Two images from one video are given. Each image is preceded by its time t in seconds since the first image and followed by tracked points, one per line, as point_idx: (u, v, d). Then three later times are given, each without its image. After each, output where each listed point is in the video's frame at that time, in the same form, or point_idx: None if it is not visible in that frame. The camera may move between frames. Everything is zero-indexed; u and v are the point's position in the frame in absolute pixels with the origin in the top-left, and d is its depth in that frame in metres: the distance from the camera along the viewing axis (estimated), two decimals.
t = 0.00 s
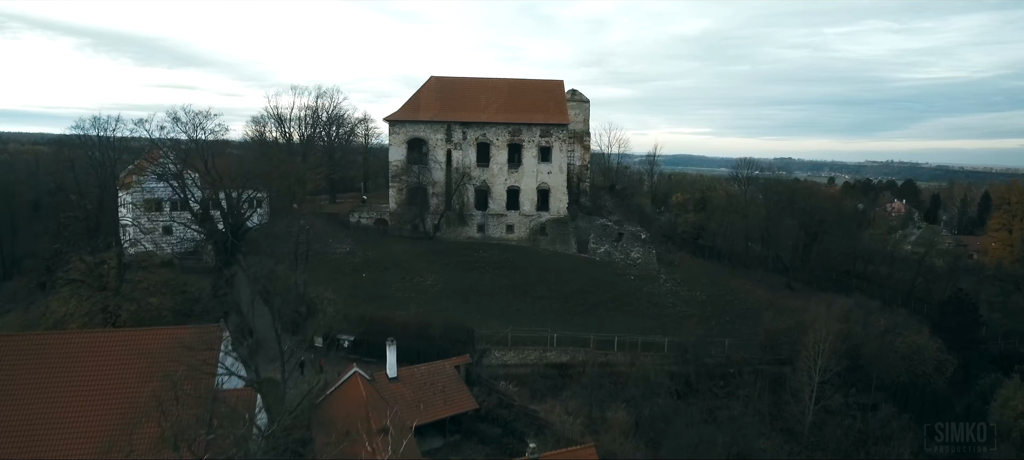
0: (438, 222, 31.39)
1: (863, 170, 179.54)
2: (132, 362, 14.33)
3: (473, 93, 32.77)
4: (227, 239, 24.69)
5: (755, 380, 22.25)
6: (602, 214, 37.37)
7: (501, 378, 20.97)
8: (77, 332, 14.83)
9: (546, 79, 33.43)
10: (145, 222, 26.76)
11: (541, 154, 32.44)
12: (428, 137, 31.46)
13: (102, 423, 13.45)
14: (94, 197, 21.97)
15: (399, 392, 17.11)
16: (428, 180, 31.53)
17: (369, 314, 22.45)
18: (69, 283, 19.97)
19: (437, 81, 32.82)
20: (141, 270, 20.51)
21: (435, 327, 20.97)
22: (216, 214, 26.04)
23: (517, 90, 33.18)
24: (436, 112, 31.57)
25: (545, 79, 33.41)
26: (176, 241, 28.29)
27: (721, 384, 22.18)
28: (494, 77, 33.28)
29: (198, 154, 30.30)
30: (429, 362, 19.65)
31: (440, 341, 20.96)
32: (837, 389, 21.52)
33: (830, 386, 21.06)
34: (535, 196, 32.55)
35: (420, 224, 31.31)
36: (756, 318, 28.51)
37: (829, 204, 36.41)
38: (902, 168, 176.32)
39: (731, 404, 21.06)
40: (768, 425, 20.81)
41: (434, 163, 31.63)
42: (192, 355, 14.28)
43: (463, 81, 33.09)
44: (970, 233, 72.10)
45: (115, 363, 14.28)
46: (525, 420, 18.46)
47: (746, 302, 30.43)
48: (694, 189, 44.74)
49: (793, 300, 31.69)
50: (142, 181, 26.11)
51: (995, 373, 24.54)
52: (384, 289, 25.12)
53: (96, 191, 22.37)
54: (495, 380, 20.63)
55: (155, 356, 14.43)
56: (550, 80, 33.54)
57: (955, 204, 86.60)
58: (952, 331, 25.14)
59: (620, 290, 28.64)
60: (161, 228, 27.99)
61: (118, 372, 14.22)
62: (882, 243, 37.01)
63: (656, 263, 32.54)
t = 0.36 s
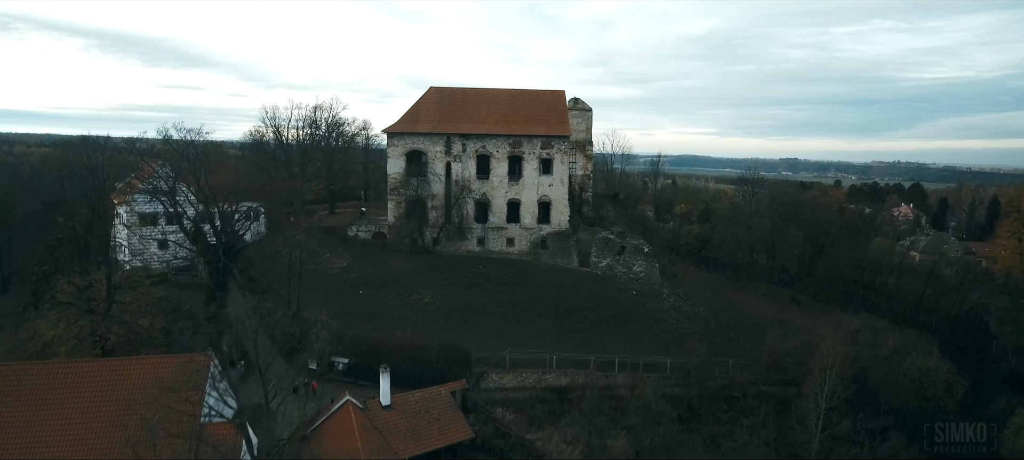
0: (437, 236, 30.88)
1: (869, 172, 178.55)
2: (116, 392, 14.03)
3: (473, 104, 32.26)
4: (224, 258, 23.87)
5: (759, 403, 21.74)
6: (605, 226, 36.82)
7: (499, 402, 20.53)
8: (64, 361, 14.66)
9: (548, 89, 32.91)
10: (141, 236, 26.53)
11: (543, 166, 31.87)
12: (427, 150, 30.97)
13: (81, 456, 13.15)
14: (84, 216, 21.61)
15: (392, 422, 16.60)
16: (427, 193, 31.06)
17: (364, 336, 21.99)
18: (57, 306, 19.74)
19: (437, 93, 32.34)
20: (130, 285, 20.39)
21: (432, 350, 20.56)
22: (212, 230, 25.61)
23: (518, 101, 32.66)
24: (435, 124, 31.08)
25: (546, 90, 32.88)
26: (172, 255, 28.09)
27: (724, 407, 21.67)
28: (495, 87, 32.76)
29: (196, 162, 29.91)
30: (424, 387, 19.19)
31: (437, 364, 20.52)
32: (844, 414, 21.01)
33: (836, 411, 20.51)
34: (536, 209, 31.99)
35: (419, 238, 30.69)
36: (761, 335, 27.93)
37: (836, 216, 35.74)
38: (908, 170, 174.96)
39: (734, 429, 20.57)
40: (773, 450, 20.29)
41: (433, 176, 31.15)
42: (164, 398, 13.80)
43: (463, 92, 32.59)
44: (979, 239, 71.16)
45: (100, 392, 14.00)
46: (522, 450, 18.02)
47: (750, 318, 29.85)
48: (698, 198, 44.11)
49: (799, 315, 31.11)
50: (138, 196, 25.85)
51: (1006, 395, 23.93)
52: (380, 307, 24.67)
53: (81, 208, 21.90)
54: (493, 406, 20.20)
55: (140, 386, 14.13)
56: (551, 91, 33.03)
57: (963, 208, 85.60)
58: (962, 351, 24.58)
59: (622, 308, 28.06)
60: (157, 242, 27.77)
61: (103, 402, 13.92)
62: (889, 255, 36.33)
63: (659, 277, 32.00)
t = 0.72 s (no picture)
0: (436, 250, 30.42)
1: (875, 174, 177.19)
2: (105, 423, 13.69)
3: (474, 115, 31.79)
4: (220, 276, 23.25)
5: (764, 428, 21.18)
6: (608, 238, 36.30)
7: (498, 428, 20.05)
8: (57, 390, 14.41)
9: (550, 101, 32.46)
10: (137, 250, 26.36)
11: (544, 179, 31.39)
12: (426, 162, 30.53)
13: None
14: (76, 235, 21.26)
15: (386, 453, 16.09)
16: (427, 206, 30.63)
17: (360, 358, 21.55)
18: (46, 329, 19.42)
19: (437, 105, 31.90)
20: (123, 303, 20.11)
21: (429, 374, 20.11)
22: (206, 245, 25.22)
23: (519, 113, 32.20)
24: (435, 137, 30.63)
25: (548, 101, 32.43)
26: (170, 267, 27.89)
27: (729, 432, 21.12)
28: (496, 99, 32.30)
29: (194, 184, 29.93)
30: (421, 413, 18.72)
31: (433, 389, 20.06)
32: (852, 440, 20.44)
33: (844, 438, 19.95)
34: (537, 222, 31.50)
35: (419, 252, 30.28)
36: (767, 354, 27.37)
37: (843, 229, 35.16)
38: (916, 171, 173.56)
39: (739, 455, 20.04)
40: None
41: (433, 189, 30.71)
42: (145, 443, 13.25)
43: (463, 104, 32.15)
44: (988, 244, 70.28)
45: (88, 424, 13.66)
46: None
47: (756, 334, 29.28)
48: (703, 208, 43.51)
49: (805, 332, 30.49)
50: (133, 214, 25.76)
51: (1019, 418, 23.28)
52: (378, 327, 24.25)
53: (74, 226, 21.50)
54: (491, 432, 19.73)
55: (129, 417, 13.77)
56: (553, 102, 32.55)
57: (972, 213, 84.61)
58: (973, 373, 23.98)
59: (625, 325, 27.53)
60: (154, 254, 27.60)
61: (89, 434, 13.55)
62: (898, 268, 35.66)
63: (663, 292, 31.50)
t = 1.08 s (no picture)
0: (436, 264, 30.07)
1: (882, 174, 176.11)
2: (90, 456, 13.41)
3: (474, 128, 31.45)
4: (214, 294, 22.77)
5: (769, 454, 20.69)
6: (610, 250, 35.88)
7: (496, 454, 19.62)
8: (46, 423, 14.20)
9: (551, 113, 32.09)
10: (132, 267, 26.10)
11: (545, 192, 30.99)
12: (426, 176, 30.17)
13: None
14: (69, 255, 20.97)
15: None
16: (427, 220, 30.28)
17: (357, 381, 21.18)
18: (37, 353, 19.11)
19: (437, 117, 31.55)
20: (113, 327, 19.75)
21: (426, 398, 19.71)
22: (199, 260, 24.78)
23: (520, 125, 31.80)
24: (435, 150, 30.25)
25: (549, 113, 32.05)
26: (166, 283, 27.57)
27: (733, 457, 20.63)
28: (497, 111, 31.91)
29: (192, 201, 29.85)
30: (418, 441, 18.31)
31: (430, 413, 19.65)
32: None
33: None
34: (539, 235, 31.09)
35: (418, 266, 29.93)
36: (772, 372, 26.86)
37: (849, 241, 34.64)
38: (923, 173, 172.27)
39: None
40: None
41: (433, 203, 30.35)
42: None
43: (464, 116, 31.82)
44: (996, 250, 69.24)
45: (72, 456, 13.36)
46: None
47: (761, 351, 28.77)
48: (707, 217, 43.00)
49: (811, 349, 29.95)
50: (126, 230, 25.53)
51: None
52: (376, 346, 23.91)
53: (64, 246, 21.21)
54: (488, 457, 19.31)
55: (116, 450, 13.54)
56: (555, 114, 32.16)
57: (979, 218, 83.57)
58: (984, 394, 23.42)
59: (627, 343, 27.09)
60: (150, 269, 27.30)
61: None
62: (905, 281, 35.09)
63: (666, 307, 31.06)
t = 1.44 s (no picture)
0: (436, 278, 29.80)
1: (886, 176, 175.10)
2: None
3: (474, 141, 31.12)
4: (208, 314, 22.54)
5: None
6: (612, 262, 35.50)
7: None
8: (36, 456, 13.94)
9: (552, 124, 31.72)
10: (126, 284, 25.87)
11: (546, 205, 30.61)
12: (425, 189, 29.84)
13: None
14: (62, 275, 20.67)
15: None
16: (427, 234, 29.96)
17: (353, 404, 20.82)
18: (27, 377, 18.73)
19: (437, 129, 31.22)
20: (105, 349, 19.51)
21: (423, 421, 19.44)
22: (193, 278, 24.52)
23: (521, 137, 31.42)
24: (434, 163, 29.92)
25: (550, 125, 31.70)
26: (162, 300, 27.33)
27: None
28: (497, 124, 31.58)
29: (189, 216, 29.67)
30: None
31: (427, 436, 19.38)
32: None
33: None
34: (540, 249, 30.72)
35: (418, 281, 29.67)
36: (776, 390, 26.46)
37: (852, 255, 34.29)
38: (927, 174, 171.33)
39: None
40: None
41: (432, 217, 30.03)
42: None
43: (464, 129, 31.49)
44: (1002, 256, 68.35)
45: None
46: None
47: (764, 368, 28.37)
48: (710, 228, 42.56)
49: (815, 366, 29.49)
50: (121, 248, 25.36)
51: None
52: (373, 365, 23.58)
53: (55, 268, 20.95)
54: None
55: None
56: (556, 126, 31.80)
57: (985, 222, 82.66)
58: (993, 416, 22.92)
59: (629, 360, 26.73)
60: (145, 286, 27.07)
61: None
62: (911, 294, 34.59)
63: (668, 322, 30.71)
